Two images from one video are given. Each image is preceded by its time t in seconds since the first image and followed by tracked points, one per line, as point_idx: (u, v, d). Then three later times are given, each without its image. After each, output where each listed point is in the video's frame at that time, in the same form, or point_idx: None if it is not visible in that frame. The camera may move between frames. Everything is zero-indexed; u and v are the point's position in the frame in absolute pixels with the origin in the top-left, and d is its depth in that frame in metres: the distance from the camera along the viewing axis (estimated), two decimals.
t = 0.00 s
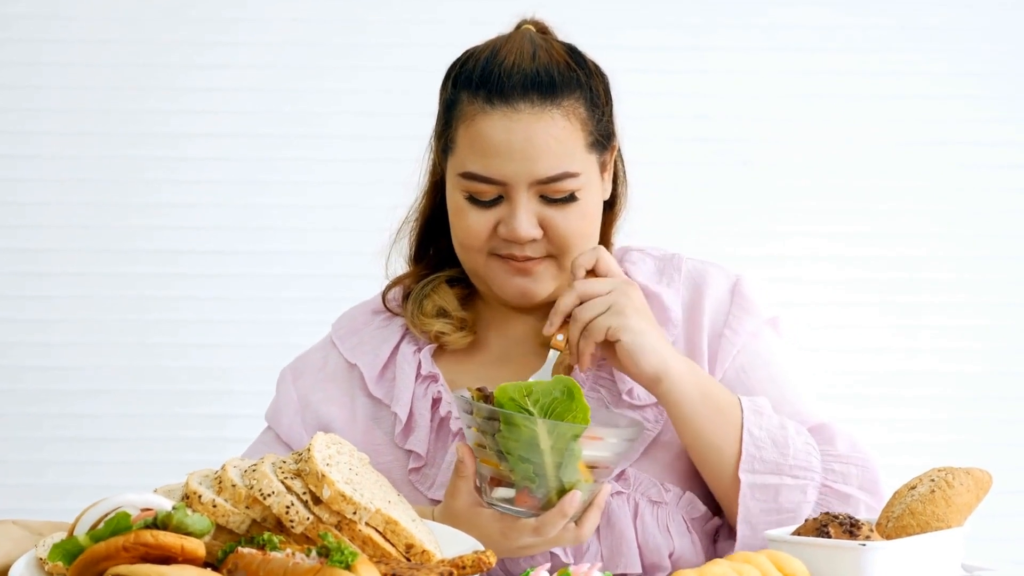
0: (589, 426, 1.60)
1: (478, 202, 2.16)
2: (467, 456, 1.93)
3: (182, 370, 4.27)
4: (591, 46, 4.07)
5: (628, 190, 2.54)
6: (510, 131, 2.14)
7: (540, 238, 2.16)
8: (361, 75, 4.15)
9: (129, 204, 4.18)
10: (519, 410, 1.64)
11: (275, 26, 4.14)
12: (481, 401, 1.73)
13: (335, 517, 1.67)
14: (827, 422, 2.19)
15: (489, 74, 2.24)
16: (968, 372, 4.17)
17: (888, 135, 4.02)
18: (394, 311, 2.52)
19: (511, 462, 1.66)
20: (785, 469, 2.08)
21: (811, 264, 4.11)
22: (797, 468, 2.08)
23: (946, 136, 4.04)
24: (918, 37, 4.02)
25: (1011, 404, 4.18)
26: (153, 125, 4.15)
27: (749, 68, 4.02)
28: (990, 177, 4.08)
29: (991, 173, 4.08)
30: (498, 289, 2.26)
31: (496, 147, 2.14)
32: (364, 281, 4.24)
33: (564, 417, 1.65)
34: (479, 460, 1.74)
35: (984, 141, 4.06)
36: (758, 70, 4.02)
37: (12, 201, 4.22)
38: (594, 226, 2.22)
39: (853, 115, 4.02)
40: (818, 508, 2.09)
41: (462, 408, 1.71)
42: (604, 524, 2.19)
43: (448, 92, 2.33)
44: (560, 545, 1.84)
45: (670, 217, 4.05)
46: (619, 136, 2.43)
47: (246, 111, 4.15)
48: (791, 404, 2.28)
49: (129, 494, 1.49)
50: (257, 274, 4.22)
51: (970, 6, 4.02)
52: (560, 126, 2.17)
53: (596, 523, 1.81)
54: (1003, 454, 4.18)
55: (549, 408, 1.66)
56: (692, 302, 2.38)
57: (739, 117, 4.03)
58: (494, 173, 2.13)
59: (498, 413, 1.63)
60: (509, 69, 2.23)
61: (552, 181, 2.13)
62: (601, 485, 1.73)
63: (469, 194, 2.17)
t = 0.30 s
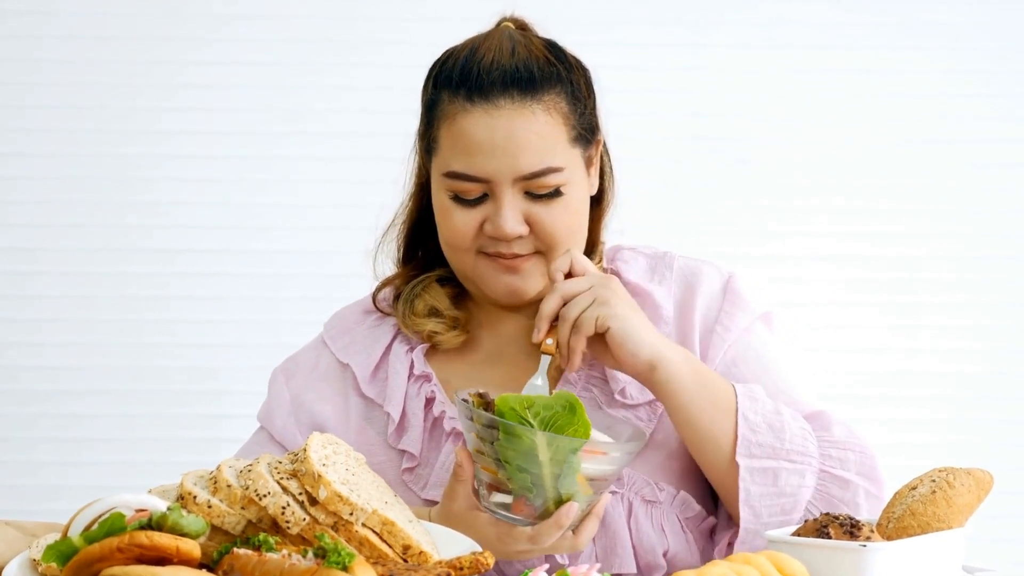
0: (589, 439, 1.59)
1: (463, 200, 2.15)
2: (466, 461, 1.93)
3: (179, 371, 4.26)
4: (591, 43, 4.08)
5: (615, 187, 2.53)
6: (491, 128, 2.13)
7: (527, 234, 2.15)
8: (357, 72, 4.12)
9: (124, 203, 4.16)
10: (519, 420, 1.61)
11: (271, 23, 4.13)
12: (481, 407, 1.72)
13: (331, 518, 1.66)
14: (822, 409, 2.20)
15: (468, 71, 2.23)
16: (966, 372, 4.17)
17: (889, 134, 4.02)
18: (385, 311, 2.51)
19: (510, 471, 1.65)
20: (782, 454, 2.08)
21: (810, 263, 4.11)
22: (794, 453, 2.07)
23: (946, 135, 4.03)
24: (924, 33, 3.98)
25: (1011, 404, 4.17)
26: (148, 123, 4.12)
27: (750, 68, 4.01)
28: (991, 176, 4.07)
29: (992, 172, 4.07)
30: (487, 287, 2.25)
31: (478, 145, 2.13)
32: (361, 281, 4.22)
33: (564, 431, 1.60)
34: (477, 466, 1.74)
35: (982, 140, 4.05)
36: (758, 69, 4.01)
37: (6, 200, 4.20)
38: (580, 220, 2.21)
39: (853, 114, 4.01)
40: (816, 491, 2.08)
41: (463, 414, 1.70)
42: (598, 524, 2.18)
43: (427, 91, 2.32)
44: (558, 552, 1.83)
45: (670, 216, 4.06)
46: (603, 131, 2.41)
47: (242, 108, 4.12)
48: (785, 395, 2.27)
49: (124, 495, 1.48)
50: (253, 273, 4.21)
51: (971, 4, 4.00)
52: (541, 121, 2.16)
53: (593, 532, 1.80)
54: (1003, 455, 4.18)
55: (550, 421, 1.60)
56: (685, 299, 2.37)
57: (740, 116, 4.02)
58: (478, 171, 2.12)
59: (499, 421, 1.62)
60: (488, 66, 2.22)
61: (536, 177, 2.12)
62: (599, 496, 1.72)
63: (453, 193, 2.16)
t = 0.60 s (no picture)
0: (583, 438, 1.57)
1: (460, 196, 2.14)
2: (461, 462, 1.94)
3: (175, 373, 4.23)
4: (590, 42, 4.07)
5: (614, 187, 2.52)
6: (489, 122, 2.12)
7: (524, 230, 2.14)
8: (356, 71, 4.11)
9: (121, 204, 4.14)
10: (512, 419, 1.59)
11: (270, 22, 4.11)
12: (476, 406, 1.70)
13: (328, 522, 1.64)
14: (821, 429, 2.19)
15: (465, 65, 2.22)
16: (968, 373, 4.16)
17: (889, 134, 4.00)
18: (383, 312, 2.50)
19: (505, 471, 1.63)
20: (779, 480, 2.07)
21: (810, 263, 4.09)
22: (791, 479, 2.06)
23: (946, 134, 4.02)
24: (924, 32, 3.97)
25: (1011, 406, 4.16)
26: (145, 123, 4.11)
27: (749, 68, 4.00)
28: (990, 177, 4.06)
29: (992, 172, 4.06)
30: (484, 284, 2.24)
31: (475, 139, 2.12)
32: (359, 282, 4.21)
33: (558, 429, 1.57)
34: (473, 465, 1.73)
35: (984, 139, 4.03)
36: (757, 69, 3.99)
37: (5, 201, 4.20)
38: (579, 216, 2.20)
39: (852, 114, 3.99)
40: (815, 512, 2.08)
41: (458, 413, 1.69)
42: (597, 531, 2.17)
43: (425, 87, 2.30)
44: (554, 554, 1.84)
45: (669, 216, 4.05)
46: (602, 129, 2.40)
47: (241, 107, 4.10)
48: (787, 409, 2.27)
49: (119, 499, 1.47)
50: (250, 274, 4.19)
51: (971, 3, 3.99)
52: (539, 115, 2.15)
53: (590, 534, 1.79)
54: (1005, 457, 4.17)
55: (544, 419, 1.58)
56: (687, 305, 2.35)
57: (739, 116, 4.01)
58: (475, 166, 2.11)
59: (493, 420, 1.60)
60: (486, 61, 2.21)
61: (534, 171, 2.11)
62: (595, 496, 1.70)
63: (451, 188, 2.15)
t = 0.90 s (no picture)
0: (578, 435, 1.56)
1: (458, 195, 2.13)
2: (456, 460, 1.90)
3: (171, 374, 4.22)
4: (589, 41, 4.07)
5: (612, 189, 2.51)
6: (488, 121, 2.11)
7: (523, 230, 2.12)
8: (353, 71, 4.09)
9: (116, 204, 4.13)
10: (506, 413, 1.60)
11: (266, 21, 4.09)
12: (471, 403, 1.70)
13: (325, 526, 1.64)
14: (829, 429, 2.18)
15: (463, 65, 2.21)
16: (969, 375, 4.14)
17: (889, 134, 4.00)
18: (378, 314, 2.49)
19: (499, 468, 1.62)
20: (790, 476, 2.06)
21: (809, 263, 4.09)
22: (802, 475, 2.06)
23: (946, 134, 4.01)
24: (922, 31, 3.96)
25: (1011, 406, 4.14)
26: (141, 123, 4.09)
27: (749, 68, 3.99)
28: (990, 176, 4.05)
29: (991, 171, 4.05)
30: (482, 285, 2.22)
31: (474, 138, 2.11)
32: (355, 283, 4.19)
33: (552, 423, 1.61)
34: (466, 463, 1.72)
35: (983, 139, 4.02)
36: (757, 69, 3.98)
37: None
38: (579, 216, 2.18)
39: (852, 115, 3.98)
40: (823, 512, 2.06)
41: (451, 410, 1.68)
42: (595, 534, 2.16)
43: (423, 86, 2.29)
44: (548, 555, 1.81)
45: (667, 215, 4.06)
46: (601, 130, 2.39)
47: (237, 107, 4.08)
48: (788, 409, 2.25)
49: (113, 503, 1.45)
50: (244, 275, 4.18)
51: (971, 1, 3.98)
52: (538, 115, 2.14)
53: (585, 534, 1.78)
54: (1006, 459, 4.14)
55: (539, 412, 1.61)
56: (686, 306, 2.35)
57: (738, 116, 4.00)
58: (473, 165, 2.10)
59: (487, 415, 1.59)
60: (485, 60, 2.20)
61: (533, 171, 2.09)
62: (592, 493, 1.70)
63: (449, 188, 2.13)
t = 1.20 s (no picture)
0: (568, 425, 1.56)
1: (455, 183, 2.12)
2: (444, 463, 1.89)
3: (165, 374, 4.20)
4: (587, 39, 4.05)
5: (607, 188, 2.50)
6: (488, 109, 2.10)
7: (520, 221, 2.11)
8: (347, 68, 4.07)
9: (109, 203, 4.10)
10: (494, 412, 1.57)
11: (260, 18, 4.06)
12: (454, 405, 1.67)
13: (315, 526, 1.62)
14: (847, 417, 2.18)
15: (465, 54, 2.19)
16: (969, 375, 4.12)
17: (888, 134, 4.00)
18: (368, 312, 2.48)
19: (489, 466, 1.61)
20: (827, 453, 2.03)
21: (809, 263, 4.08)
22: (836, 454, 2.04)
23: (946, 133, 4.00)
24: (919, 29, 3.96)
25: (1011, 407, 4.13)
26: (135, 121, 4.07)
27: (749, 68, 3.97)
28: (989, 176, 4.05)
29: (991, 171, 4.04)
30: (473, 276, 2.20)
31: (473, 126, 2.09)
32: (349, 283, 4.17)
33: (541, 417, 1.57)
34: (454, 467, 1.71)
35: (982, 137, 4.02)
36: (757, 68, 3.97)
37: None
38: (575, 210, 2.17)
39: (853, 114, 3.98)
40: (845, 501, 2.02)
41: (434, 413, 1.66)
42: (586, 534, 2.15)
43: (422, 75, 2.28)
44: (544, 548, 1.81)
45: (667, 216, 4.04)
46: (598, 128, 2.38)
47: (232, 105, 4.06)
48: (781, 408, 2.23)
49: (102, 504, 1.44)
50: (236, 274, 4.16)
51: None
52: (539, 105, 2.13)
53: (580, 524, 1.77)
54: (1006, 459, 4.14)
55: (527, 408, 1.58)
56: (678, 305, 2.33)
57: (737, 115, 3.99)
58: (472, 153, 2.09)
59: (472, 416, 1.58)
60: (487, 50, 2.18)
61: (531, 161, 2.08)
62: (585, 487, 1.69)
63: (446, 176, 2.12)
